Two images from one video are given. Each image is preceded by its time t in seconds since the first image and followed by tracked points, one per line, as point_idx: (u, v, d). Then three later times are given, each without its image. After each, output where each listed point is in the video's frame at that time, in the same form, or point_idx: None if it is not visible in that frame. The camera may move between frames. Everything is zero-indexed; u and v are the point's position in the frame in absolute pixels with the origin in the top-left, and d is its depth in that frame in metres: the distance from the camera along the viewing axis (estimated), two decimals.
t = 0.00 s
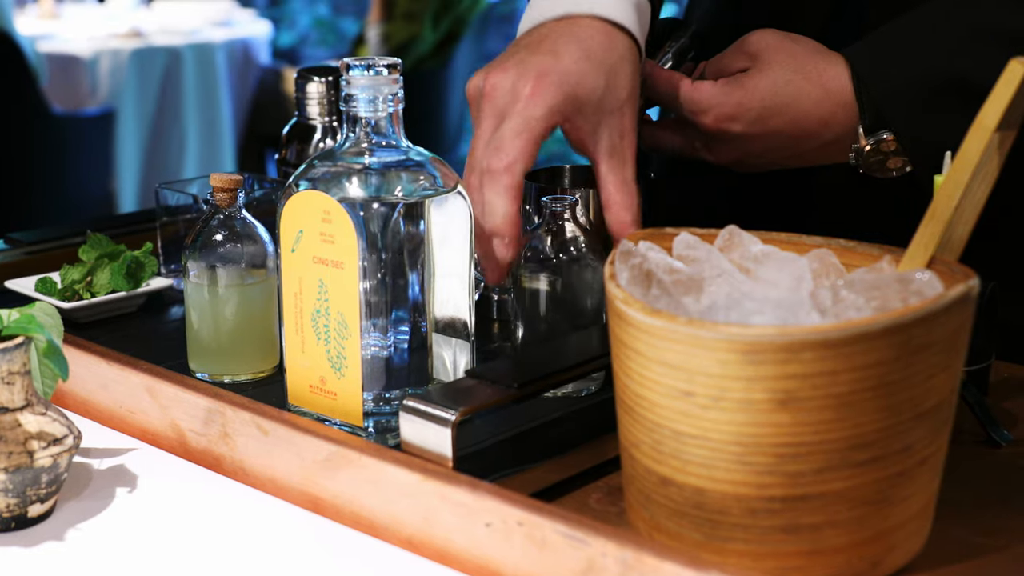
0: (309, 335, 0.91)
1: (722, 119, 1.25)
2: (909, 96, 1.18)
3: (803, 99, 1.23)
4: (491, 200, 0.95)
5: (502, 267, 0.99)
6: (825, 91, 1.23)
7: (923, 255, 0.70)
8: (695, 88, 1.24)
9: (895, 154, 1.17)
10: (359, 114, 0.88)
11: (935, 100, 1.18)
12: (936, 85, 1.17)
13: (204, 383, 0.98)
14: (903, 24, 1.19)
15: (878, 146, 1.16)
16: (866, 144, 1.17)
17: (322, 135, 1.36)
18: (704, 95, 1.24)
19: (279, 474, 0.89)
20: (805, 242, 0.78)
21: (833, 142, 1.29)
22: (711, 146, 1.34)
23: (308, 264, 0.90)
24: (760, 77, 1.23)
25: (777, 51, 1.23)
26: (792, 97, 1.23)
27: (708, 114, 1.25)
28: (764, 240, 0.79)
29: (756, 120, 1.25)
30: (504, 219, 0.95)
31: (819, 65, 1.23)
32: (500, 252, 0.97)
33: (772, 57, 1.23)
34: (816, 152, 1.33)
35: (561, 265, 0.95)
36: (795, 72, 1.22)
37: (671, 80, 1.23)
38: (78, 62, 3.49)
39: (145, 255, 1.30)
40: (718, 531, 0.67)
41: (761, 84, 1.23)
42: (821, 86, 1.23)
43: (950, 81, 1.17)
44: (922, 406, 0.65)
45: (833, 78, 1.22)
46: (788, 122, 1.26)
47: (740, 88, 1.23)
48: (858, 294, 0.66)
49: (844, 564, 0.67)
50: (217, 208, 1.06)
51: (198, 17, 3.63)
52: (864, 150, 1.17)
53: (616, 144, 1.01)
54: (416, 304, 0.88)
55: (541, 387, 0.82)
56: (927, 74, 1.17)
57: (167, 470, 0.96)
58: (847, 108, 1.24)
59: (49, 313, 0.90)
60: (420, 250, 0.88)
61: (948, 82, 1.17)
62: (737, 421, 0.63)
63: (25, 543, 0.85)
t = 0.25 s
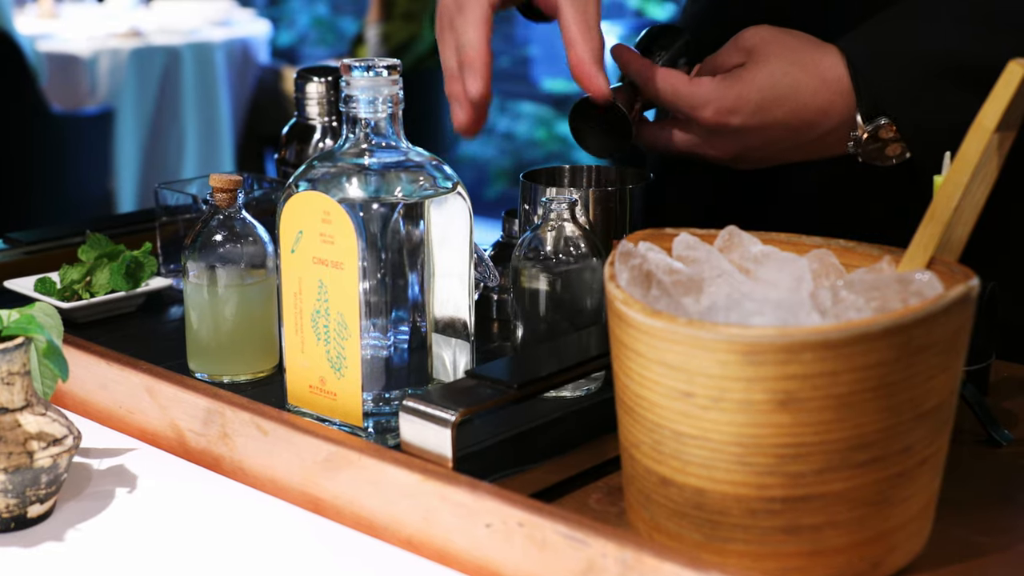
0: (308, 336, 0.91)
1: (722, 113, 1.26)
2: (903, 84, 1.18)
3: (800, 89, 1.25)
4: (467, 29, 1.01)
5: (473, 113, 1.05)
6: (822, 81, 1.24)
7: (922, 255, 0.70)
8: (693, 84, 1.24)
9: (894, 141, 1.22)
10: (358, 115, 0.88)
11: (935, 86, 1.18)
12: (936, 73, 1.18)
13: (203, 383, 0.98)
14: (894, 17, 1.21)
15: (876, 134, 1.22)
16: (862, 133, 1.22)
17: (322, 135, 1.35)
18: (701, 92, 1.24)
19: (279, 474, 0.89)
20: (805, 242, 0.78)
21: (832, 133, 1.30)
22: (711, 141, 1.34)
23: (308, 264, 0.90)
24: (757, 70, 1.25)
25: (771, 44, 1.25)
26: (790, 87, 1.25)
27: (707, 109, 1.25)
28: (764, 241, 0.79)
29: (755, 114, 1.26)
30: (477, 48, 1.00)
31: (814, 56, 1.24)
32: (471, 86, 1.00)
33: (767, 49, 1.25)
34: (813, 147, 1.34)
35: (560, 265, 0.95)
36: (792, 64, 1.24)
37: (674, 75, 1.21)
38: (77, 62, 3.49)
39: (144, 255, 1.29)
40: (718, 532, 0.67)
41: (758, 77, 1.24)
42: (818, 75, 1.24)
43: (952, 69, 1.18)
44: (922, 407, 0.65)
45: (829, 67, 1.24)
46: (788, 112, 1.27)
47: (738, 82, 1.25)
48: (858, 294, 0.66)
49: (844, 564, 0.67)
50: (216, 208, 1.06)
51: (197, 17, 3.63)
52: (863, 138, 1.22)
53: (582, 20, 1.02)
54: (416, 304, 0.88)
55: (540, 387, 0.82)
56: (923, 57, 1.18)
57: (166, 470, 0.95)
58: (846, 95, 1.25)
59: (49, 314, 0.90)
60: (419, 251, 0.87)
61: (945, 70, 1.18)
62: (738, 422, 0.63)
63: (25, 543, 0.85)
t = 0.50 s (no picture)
0: (308, 336, 0.91)
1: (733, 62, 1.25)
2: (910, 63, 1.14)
3: (811, 33, 1.32)
4: None
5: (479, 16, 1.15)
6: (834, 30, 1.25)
7: (923, 256, 0.70)
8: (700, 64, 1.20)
9: (902, 91, 1.17)
10: (359, 116, 0.88)
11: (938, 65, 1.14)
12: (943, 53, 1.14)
13: (203, 383, 0.97)
14: None
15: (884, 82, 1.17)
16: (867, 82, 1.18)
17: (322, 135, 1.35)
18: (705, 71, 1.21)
19: (278, 475, 0.89)
20: (805, 242, 0.78)
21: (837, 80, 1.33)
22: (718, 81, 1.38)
23: (307, 265, 0.90)
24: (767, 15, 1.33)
25: None
26: (800, 32, 1.33)
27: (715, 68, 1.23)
28: (764, 241, 0.79)
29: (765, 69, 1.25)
30: None
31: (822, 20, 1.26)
32: None
33: None
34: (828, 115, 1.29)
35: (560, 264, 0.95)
36: (803, 10, 1.32)
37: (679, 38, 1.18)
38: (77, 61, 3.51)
39: (144, 255, 1.29)
40: (718, 533, 0.67)
41: (768, 21, 1.32)
42: (830, 21, 1.31)
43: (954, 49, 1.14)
44: (923, 408, 0.65)
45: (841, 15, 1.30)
46: (797, 57, 1.34)
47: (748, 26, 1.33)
48: (858, 295, 0.66)
49: (844, 565, 0.67)
50: (216, 209, 1.06)
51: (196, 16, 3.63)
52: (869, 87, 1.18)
53: None
54: (416, 304, 0.88)
55: (540, 388, 0.82)
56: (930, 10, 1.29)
57: (166, 470, 0.95)
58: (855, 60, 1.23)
59: (49, 314, 0.90)
60: (419, 251, 0.87)
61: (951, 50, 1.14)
62: (738, 422, 0.63)
63: (24, 543, 0.85)
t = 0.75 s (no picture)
0: (308, 337, 0.91)
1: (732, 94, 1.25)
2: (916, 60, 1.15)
3: (809, 66, 1.24)
4: (509, 9, 1.17)
5: (527, 82, 1.17)
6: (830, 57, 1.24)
7: (922, 257, 0.70)
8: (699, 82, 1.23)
9: (902, 116, 1.24)
10: (358, 116, 0.88)
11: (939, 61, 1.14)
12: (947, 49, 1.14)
13: (202, 384, 0.97)
14: None
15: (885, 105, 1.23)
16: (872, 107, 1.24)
17: (321, 135, 1.35)
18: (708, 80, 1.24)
19: (278, 475, 0.89)
20: (805, 242, 0.78)
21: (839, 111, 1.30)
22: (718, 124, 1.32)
23: (307, 265, 0.90)
24: (764, 51, 1.24)
25: (773, 26, 1.24)
26: (799, 65, 1.24)
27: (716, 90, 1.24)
28: (764, 241, 0.79)
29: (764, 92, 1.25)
30: (516, 15, 1.16)
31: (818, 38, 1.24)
32: (526, 53, 1.16)
33: (769, 32, 1.25)
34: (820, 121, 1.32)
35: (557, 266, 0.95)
36: (799, 43, 1.23)
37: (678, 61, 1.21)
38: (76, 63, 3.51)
39: (144, 256, 1.29)
40: (718, 533, 0.67)
41: (765, 57, 1.23)
42: (825, 51, 1.24)
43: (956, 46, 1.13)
44: (923, 408, 0.65)
45: (836, 44, 1.24)
46: (796, 92, 1.26)
47: (746, 62, 1.24)
48: (858, 295, 0.66)
49: (844, 566, 0.67)
50: (215, 209, 1.06)
51: (196, 18, 3.63)
52: (869, 117, 1.24)
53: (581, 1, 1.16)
54: (416, 305, 0.88)
55: (540, 389, 0.82)
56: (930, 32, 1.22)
57: (165, 471, 0.95)
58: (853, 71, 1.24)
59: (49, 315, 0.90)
60: (419, 251, 0.87)
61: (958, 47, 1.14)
62: (738, 422, 0.63)
63: (24, 544, 0.85)
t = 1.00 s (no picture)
0: (308, 337, 0.91)
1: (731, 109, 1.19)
2: (916, 64, 1.13)
3: (808, 80, 1.17)
4: (505, 170, 0.93)
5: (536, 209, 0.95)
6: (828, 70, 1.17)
7: (922, 257, 0.70)
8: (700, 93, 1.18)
9: (903, 125, 1.16)
10: (358, 116, 0.88)
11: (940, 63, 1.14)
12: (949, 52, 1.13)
13: (201, 385, 0.97)
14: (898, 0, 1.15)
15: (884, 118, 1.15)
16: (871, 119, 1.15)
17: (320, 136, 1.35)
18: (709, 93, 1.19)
19: (277, 476, 0.89)
20: (804, 242, 0.78)
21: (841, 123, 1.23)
22: (719, 139, 1.26)
23: (307, 266, 0.90)
24: (762, 64, 1.18)
25: (772, 40, 1.19)
26: (797, 79, 1.18)
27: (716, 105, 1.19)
28: (764, 241, 0.80)
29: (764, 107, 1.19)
30: (547, 169, 0.91)
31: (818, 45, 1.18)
32: (551, 210, 0.92)
33: (769, 45, 1.19)
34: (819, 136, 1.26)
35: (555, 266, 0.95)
36: (797, 55, 1.17)
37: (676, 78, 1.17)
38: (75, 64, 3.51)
39: (143, 257, 1.29)
40: (718, 534, 0.67)
41: (764, 71, 1.18)
42: (823, 64, 1.17)
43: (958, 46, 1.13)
44: (922, 409, 0.65)
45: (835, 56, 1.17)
46: (795, 105, 1.20)
47: (744, 77, 1.18)
48: (857, 295, 0.66)
49: (844, 566, 0.67)
50: (215, 210, 1.06)
51: (195, 19, 3.60)
52: (869, 128, 1.16)
53: (609, 90, 0.96)
54: (415, 306, 0.88)
55: (539, 390, 0.82)
56: (931, 37, 1.13)
57: (165, 472, 0.95)
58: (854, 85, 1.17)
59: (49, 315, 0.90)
60: (418, 252, 0.87)
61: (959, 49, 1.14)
62: (737, 423, 0.63)
63: (23, 545, 0.84)
